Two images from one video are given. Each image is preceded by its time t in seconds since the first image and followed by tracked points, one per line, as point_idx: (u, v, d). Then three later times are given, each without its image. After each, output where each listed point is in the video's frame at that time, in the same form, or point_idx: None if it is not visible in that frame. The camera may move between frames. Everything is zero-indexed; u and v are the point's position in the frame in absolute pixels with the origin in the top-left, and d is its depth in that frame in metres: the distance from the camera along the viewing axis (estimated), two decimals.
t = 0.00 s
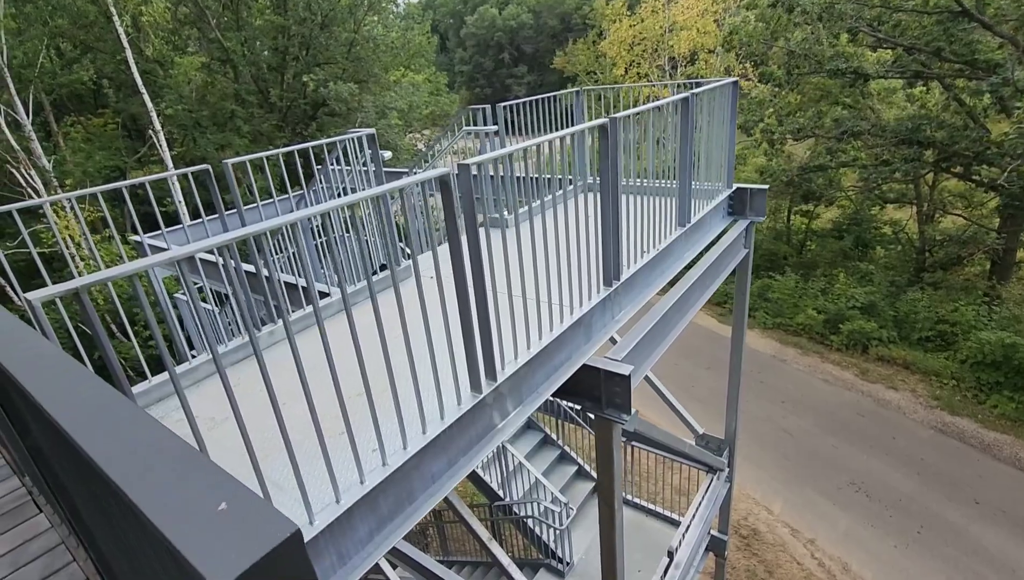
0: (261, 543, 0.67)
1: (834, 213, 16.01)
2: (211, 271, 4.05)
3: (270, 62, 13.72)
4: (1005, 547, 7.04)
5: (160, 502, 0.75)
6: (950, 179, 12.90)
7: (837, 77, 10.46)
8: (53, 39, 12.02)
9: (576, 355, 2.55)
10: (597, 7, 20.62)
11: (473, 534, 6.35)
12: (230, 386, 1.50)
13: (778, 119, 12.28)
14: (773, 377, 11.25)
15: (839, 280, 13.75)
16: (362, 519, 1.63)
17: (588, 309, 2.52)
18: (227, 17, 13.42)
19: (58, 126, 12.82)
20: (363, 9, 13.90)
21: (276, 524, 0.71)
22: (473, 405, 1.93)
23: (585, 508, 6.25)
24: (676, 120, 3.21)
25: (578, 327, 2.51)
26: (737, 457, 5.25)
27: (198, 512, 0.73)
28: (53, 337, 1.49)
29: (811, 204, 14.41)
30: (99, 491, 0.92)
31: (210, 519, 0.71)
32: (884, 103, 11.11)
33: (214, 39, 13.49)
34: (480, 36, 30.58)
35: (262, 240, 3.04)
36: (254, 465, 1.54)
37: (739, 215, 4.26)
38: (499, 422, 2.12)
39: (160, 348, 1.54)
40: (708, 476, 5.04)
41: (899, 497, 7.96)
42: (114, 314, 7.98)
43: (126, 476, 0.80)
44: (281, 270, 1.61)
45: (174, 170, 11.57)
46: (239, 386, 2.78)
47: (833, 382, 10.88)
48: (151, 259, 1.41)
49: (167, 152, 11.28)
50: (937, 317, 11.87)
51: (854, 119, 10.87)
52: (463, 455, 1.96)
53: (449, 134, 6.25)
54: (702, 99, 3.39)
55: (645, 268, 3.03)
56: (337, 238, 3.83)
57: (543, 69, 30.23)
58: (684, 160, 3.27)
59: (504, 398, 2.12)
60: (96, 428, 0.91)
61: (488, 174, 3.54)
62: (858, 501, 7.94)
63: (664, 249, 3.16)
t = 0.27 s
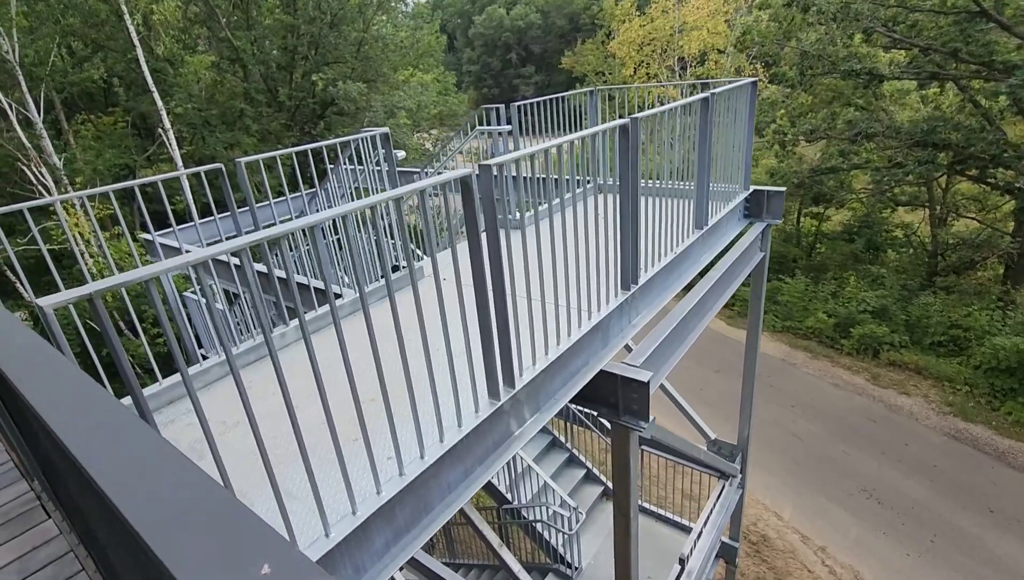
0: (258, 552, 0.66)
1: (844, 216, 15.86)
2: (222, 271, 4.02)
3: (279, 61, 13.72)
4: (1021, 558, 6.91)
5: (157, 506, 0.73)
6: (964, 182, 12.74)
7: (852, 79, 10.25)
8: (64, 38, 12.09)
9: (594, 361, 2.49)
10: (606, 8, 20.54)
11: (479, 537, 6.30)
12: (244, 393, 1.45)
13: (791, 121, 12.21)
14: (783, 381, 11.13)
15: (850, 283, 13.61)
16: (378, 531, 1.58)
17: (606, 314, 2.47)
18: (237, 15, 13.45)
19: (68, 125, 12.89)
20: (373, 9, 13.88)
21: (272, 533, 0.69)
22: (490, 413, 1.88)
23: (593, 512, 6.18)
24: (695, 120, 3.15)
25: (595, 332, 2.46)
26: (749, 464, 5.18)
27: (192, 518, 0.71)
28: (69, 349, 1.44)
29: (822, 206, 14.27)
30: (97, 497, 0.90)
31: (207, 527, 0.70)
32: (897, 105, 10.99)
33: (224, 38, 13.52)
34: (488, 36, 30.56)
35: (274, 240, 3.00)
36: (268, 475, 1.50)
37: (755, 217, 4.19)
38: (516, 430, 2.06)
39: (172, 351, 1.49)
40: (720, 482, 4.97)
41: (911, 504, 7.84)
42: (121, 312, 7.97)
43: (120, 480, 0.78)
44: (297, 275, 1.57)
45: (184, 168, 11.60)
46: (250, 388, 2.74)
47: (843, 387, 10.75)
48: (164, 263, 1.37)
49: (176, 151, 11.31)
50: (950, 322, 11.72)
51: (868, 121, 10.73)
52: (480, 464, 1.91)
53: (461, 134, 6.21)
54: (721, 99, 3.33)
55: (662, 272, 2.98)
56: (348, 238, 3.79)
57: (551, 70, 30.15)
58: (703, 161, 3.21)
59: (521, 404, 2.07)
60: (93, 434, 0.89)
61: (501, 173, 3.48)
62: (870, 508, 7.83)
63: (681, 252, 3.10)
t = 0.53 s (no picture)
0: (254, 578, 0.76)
1: (851, 219, 15.75)
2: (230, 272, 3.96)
3: (285, 60, 13.67)
4: None
5: (163, 528, 0.82)
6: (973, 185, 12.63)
7: (861, 80, 10.16)
8: (70, 36, 12.09)
9: (609, 368, 2.44)
10: (611, 8, 20.43)
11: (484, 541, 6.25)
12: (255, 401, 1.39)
13: (799, 122, 12.11)
14: (789, 385, 11.05)
15: (857, 287, 13.50)
16: (393, 545, 1.52)
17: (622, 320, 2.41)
18: (243, 14, 13.40)
19: (74, 123, 12.88)
20: (379, 9, 13.83)
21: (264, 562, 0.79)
22: (506, 424, 1.83)
23: (599, 517, 6.13)
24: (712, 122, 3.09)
25: (611, 338, 2.41)
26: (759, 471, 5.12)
27: (192, 536, 0.81)
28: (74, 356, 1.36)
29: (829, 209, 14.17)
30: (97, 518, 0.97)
31: (207, 547, 0.80)
32: (907, 108, 10.91)
33: (230, 37, 13.49)
34: (493, 36, 30.46)
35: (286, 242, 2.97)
36: (282, 488, 1.44)
37: (769, 221, 4.13)
38: (531, 439, 2.02)
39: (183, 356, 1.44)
40: (730, 489, 4.93)
41: (920, 511, 7.76)
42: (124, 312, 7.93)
43: (127, 500, 0.87)
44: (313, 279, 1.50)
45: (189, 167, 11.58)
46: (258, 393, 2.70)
47: (850, 392, 10.65)
48: (177, 269, 1.31)
49: (181, 149, 11.29)
50: (959, 327, 11.60)
51: (878, 123, 10.63)
52: (495, 475, 1.85)
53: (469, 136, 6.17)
54: (737, 102, 3.28)
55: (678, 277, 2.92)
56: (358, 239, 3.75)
57: (555, 70, 30.04)
58: (720, 164, 3.15)
59: (537, 413, 2.02)
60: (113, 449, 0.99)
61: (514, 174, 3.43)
62: (878, 514, 7.76)
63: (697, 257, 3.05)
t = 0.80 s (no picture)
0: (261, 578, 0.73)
1: (853, 222, 15.72)
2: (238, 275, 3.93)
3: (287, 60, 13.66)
4: None
5: (161, 536, 0.78)
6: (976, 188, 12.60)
7: (866, 83, 10.18)
8: (72, 36, 12.07)
9: (623, 373, 2.40)
10: (613, 9, 20.41)
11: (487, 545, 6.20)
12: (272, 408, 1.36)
13: (802, 125, 12.07)
14: (792, 388, 11.00)
15: (860, 290, 13.47)
16: (409, 557, 1.49)
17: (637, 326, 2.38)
18: (245, 15, 13.38)
19: (76, 122, 12.86)
20: (381, 9, 13.82)
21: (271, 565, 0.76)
22: (522, 431, 1.79)
23: (604, 521, 6.08)
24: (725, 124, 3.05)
25: (626, 344, 2.37)
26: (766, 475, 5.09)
27: (198, 536, 0.79)
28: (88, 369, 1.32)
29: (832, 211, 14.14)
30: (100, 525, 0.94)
31: (210, 550, 0.77)
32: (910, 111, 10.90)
33: (232, 37, 13.47)
34: (493, 37, 30.48)
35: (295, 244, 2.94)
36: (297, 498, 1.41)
37: (778, 223, 4.09)
38: (546, 446, 1.98)
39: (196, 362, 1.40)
40: (738, 493, 4.90)
41: (926, 516, 7.71)
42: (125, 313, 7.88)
43: (127, 504, 0.84)
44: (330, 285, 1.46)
45: (191, 168, 11.56)
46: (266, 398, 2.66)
47: (854, 395, 10.61)
48: (194, 276, 1.27)
49: (183, 150, 11.26)
50: (963, 330, 11.57)
51: (882, 125, 10.60)
52: (511, 484, 1.82)
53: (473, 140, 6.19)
54: (749, 104, 3.24)
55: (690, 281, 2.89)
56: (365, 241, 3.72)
57: (556, 71, 30.05)
58: (732, 166, 3.12)
59: (551, 420, 1.98)
60: (116, 455, 0.95)
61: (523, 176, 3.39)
62: (884, 519, 7.71)
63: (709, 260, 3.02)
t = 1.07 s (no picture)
0: None
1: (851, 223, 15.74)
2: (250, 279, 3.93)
3: (285, 61, 13.59)
4: None
5: (169, 534, 0.74)
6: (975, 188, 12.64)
7: (865, 84, 10.20)
8: (68, 36, 11.99)
9: (634, 377, 2.36)
10: (612, 9, 20.40)
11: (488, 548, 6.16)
12: (286, 412, 1.32)
13: (802, 126, 12.07)
14: (791, 389, 10.99)
15: (859, 290, 13.47)
16: (424, 569, 1.45)
17: (648, 329, 2.35)
18: (243, 14, 13.30)
19: (72, 123, 12.77)
20: (380, 9, 13.76)
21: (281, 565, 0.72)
22: (536, 437, 1.76)
23: (606, 523, 6.06)
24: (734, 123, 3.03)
25: (637, 347, 2.34)
26: (769, 477, 5.08)
27: (201, 535, 0.75)
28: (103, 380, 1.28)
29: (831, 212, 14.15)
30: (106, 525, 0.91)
31: (212, 552, 0.73)
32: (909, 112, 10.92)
33: (230, 37, 13.40)
34: (492, 37, 30.50)
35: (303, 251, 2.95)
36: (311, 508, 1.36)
37: (784, 224, 4.07)
38: (559, 452, 1.95)
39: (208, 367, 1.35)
40: (742, 496, 4.88)
41: (926, 516, 7.71)
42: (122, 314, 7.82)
43: (130, 505, 0.80)
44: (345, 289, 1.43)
45: (188, 168, 11.49)
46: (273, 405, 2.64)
47: (854, 396, 10.60)
48: (207, 282, 1.22)
49: (181, 150, 11.21)
50: (961, 331, 11.58)
51: (882, 126, 10.60)
52: (524, 491, 1.79)
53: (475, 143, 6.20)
54: (757, 104, 3.21)
55: (699, 283, 2.87)
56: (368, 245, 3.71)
57: (554, 72, 30.01)
58: (740, 166, 3.11)
59: (565, 426, 1.95)
60: (117, 461, 0.89)
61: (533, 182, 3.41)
62: (884, 519, 7.70)
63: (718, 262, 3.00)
